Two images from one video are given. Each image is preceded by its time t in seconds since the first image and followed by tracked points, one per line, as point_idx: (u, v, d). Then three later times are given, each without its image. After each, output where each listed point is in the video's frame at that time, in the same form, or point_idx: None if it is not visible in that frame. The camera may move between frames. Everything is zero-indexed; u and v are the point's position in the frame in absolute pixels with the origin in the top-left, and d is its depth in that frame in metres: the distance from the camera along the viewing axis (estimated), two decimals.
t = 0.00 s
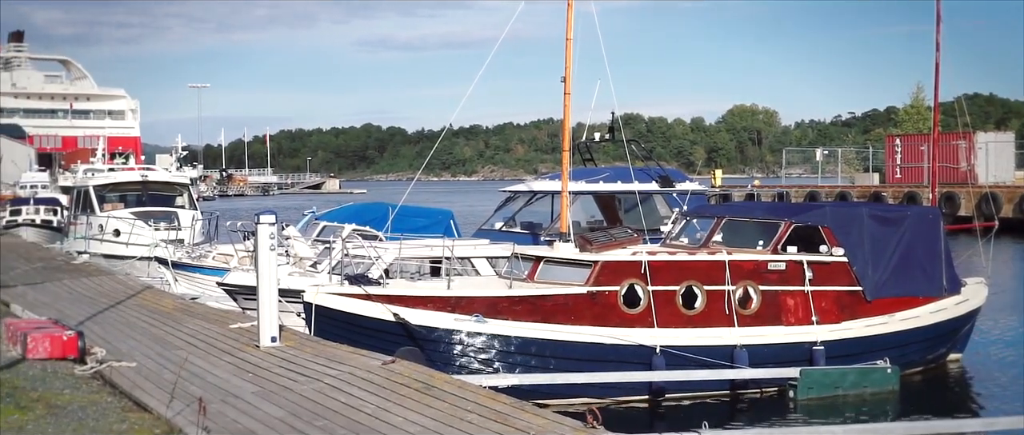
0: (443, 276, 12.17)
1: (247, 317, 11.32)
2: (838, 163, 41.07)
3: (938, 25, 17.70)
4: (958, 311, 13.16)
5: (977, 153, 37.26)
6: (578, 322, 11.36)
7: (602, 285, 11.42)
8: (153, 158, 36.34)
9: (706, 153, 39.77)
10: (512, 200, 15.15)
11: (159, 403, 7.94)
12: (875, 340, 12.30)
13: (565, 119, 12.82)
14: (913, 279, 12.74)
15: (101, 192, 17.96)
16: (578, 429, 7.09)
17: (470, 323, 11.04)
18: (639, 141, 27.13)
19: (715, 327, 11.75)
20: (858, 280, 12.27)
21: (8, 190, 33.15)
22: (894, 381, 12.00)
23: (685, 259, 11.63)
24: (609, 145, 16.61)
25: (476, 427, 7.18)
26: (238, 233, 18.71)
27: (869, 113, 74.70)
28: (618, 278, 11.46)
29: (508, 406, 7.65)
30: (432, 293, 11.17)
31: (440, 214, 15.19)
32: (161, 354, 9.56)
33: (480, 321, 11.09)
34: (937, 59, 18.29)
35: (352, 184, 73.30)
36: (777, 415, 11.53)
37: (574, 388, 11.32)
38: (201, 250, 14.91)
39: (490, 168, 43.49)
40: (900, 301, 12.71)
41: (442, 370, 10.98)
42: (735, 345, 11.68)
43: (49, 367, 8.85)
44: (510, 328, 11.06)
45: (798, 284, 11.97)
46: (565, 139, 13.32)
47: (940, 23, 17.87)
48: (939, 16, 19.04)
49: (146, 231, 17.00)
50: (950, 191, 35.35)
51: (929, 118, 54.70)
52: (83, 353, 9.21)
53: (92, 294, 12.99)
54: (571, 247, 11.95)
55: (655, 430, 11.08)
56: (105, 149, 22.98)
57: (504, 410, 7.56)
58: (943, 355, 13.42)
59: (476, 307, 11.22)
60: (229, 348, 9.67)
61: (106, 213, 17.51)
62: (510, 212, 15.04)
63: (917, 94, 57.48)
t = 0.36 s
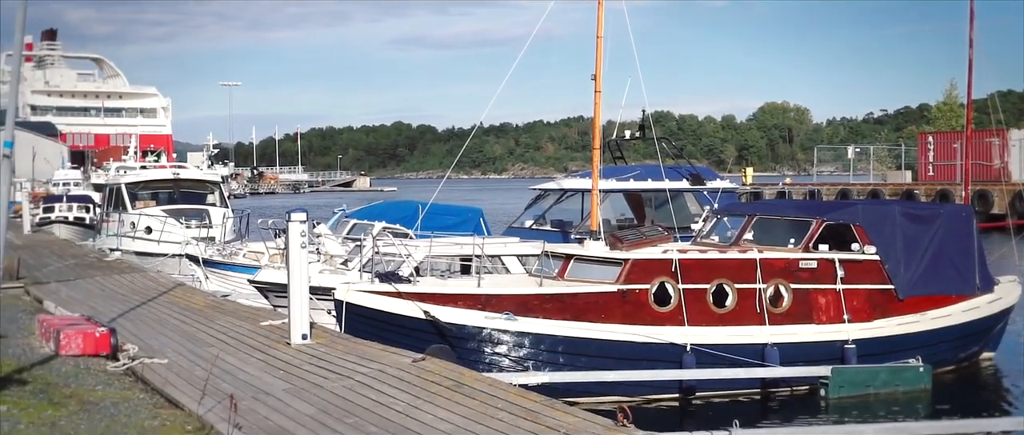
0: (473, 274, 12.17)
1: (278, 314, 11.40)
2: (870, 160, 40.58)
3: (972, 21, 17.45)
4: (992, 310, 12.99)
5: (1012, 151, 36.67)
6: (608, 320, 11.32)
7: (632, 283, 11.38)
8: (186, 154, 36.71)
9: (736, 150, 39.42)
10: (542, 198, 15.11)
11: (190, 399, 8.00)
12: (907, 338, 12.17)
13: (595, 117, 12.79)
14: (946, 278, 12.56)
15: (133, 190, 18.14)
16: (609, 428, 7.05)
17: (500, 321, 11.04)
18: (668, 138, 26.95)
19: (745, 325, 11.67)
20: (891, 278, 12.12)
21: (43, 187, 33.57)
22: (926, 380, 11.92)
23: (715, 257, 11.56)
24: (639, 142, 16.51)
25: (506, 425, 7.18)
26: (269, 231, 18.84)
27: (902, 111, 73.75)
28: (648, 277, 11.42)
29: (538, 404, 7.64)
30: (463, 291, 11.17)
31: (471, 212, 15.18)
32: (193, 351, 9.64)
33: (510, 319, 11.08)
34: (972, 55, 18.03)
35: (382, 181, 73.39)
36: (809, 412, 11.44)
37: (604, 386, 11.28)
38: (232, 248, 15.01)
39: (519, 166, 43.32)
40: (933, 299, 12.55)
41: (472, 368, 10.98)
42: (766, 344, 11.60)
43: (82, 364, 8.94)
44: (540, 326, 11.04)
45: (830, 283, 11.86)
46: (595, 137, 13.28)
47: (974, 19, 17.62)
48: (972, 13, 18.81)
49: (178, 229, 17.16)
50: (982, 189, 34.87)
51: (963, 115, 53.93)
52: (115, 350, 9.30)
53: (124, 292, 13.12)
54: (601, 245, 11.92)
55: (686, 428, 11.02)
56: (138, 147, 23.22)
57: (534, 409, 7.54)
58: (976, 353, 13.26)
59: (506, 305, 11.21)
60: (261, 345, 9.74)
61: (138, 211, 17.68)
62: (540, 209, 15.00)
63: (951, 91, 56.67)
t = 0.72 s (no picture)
0: (506, 274, 12.18)
1: (311, 313, 11.47)
2: (906, 161, 40.05)
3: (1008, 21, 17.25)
4: None
5: None
6: (641, 321, 11.26)
7: (665, 284, 11.31)
8: (219, 154, 36.95)
9: (769, 151, 39.09)
10: (575, 199, 15.07)
11: (224, 398, 8.06)
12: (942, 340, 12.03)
13: (628, 117, 12.73)
14: (982, 279, 12.35)
15: (167, 189, 18.31)
16: (641, 429, 7.01)
17: (532, 321, 11.01)
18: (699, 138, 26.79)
19: (779, 327, 11.55)
20: (926, 279, 11.95)
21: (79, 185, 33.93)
22: (961, 382, 11.77)
23: (748, 258, 11.47)
24: (672, 142, 16.41)
25: (539, 425, 7.17)
26: (302, 230, 18.96)
27: (937, 111, 72.74)
28: (681, 277, 11.35)
29: (570, 404, 7.61)
30: (496, 291, 11.15)
31: (503, 213, 15.17)
32: (227, 349, 9.70)
33: (542, 319, 11.05)
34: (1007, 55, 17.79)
35: (414, 182, 73.57)
36: (843, 414, 11.30)
37: (636, 387, 11.24)
38: (266, 247, 15.10)
39: (552, 166, 43.26)
40: (968, 301, 12.35)
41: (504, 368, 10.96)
42: (800, 345, 11.54)
43: (117, 362, 9.03)
44: (573, 327, 11.02)
45: (863, 284, 11.71)
46: (628, 138, 13.23)
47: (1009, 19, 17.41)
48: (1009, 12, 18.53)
49: (212, 228, 17.34)
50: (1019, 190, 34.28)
51: (999, 116, 53.08)
52: (150, 348, 9.39)
53: (158, 290, 13.26)
54: (634, 246, 11.87)
55: (718, 428, 10.93)
56: (172, 147, 23.43)
57: (567, 409, 7.52)
58: (1010, 356, 13.09)
59: (539, 305, 11.18)
60: (294, 345, 9.80)
61: (173, 210, 17.87)
62: (573, 210, 14.97)
63: (988, 91, 55.79)
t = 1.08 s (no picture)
0: (540, 280, 12.15)
1: (345, 319, 11.53)
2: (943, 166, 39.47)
3: None
4: None
5: None
6: (675, 327, 11.17)
7: (699, 289, 11.24)
8: (252, 161, 37.24)
9: (804, 156, 38.71)
10: (608, 204, 15.02)
11: (258, 403, 8.10)
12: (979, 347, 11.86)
13: (661, 123, 12.67)
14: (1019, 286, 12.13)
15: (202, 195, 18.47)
16: None
17: (566, 327, 10.97)
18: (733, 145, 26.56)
19: (814, 333, 11.44)
20: (962, 285, 11.77)
21: (115, 191, 34.33)
22: (997, 390, 11.56)
23: (783, 264, 11.37)
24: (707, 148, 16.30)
25: (573, 431, 7.14)
26: (334, 236, 19.05)
27: (973, 115, 71.73)
28: (715, 283, 11.26)
29: (605, 410, 7.58)
30: (530, 296, 11.09)
31: (535, 218, 15.16)
32: (261, 355, 9.76)
33: (576, 325, 11.00)
34: None
35: (444, 188, 73.59)
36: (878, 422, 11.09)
37: (670, 393, 11.18)
38: (299, 253, 15.19)
39: (584, 172, 43.14)
40: (1004, 307, 12.16)
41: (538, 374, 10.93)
42: (835, 350, 11.39)
43: (153, 367, 9.13)
44: (607, 333, 10.95)
45: (899, 290, 11.57)
46: (662, 143, 13.16)
47: None
48: None
49: (246, 234, 17.50)
50: None
51: None
52: (184, 353, 9.48)
53: (193, 296, 13.37)
54: (667, 252, 11.82)
55: None
56: (206, 153, 23.65)
57: (601, 415, 7.49)
58: None
59: (573, 311, 11.09)
60: (328, 350, 9.85)
61: (207, 216, 18.04)
62: (607, 215, 14.92)
63: None
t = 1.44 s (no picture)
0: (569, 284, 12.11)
1: (374, 322, 11.55)
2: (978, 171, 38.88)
3: None
4: None
5: None
6: (705, 331, 11.10)
7: (729, 294, 11.16)
8: (282, 164, 37.39)
9: (835, 161, 38.28)
10: (638, 209, 14.96)
11: (289, 406, 8.13)
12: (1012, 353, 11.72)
13: (692, 127, 12.60)
14: None
15: (233, 199, 18.56)
16: None
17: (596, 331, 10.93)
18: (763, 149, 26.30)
19: (844, 338, 11.32)
20: (993, 291, 11.61)
21: (146, 194, 34.58)
22: None
23: (814, 269, 11.27)
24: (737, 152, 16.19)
25: None
26: (364, 240, 19.05)
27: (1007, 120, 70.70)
28: (745, 288, 11.18)
29: (635, 415, 7.54)
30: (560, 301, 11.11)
31: (564, 222, 15.12)
32: (291, 358, 9.81)
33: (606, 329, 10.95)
34: None
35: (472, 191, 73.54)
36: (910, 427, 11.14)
37: (700, 397, 11.07)
38: (329, 256, 15.20)
39: (613, 176, 42.89)
40: None
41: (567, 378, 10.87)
42: (865, 356, 11.28)
43: (184, 370, 9.19)
44: (637, 337, 10.89)
45: (930, 296, 11.43)
46: (692, 147, 13.08)
47: None
48: None
49: (276, 237, 17.57)
50: None
51: None
52: (216, 356, 9.53)
53: (224, 299, 13.46)
54: (697, 257, 11.75)
55: None
56: (237, 156, 23.77)
57: (630, 419, 7.46)
58: None
59: (602, 315, 11.09)
60: (357, 353, 9.89)
61: (237, 220, 18.15)
62: (636, 220, 14.87)
63: None
